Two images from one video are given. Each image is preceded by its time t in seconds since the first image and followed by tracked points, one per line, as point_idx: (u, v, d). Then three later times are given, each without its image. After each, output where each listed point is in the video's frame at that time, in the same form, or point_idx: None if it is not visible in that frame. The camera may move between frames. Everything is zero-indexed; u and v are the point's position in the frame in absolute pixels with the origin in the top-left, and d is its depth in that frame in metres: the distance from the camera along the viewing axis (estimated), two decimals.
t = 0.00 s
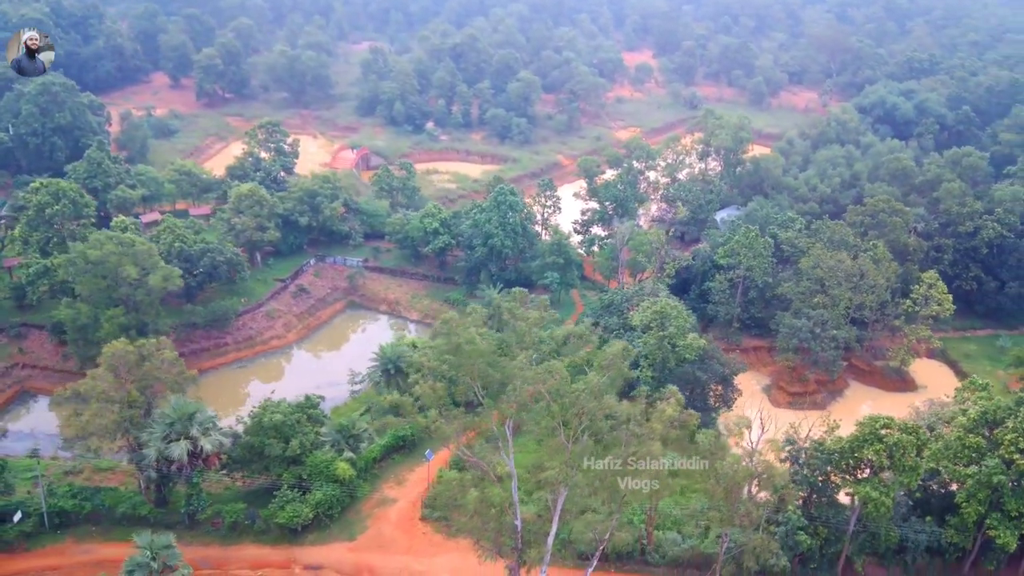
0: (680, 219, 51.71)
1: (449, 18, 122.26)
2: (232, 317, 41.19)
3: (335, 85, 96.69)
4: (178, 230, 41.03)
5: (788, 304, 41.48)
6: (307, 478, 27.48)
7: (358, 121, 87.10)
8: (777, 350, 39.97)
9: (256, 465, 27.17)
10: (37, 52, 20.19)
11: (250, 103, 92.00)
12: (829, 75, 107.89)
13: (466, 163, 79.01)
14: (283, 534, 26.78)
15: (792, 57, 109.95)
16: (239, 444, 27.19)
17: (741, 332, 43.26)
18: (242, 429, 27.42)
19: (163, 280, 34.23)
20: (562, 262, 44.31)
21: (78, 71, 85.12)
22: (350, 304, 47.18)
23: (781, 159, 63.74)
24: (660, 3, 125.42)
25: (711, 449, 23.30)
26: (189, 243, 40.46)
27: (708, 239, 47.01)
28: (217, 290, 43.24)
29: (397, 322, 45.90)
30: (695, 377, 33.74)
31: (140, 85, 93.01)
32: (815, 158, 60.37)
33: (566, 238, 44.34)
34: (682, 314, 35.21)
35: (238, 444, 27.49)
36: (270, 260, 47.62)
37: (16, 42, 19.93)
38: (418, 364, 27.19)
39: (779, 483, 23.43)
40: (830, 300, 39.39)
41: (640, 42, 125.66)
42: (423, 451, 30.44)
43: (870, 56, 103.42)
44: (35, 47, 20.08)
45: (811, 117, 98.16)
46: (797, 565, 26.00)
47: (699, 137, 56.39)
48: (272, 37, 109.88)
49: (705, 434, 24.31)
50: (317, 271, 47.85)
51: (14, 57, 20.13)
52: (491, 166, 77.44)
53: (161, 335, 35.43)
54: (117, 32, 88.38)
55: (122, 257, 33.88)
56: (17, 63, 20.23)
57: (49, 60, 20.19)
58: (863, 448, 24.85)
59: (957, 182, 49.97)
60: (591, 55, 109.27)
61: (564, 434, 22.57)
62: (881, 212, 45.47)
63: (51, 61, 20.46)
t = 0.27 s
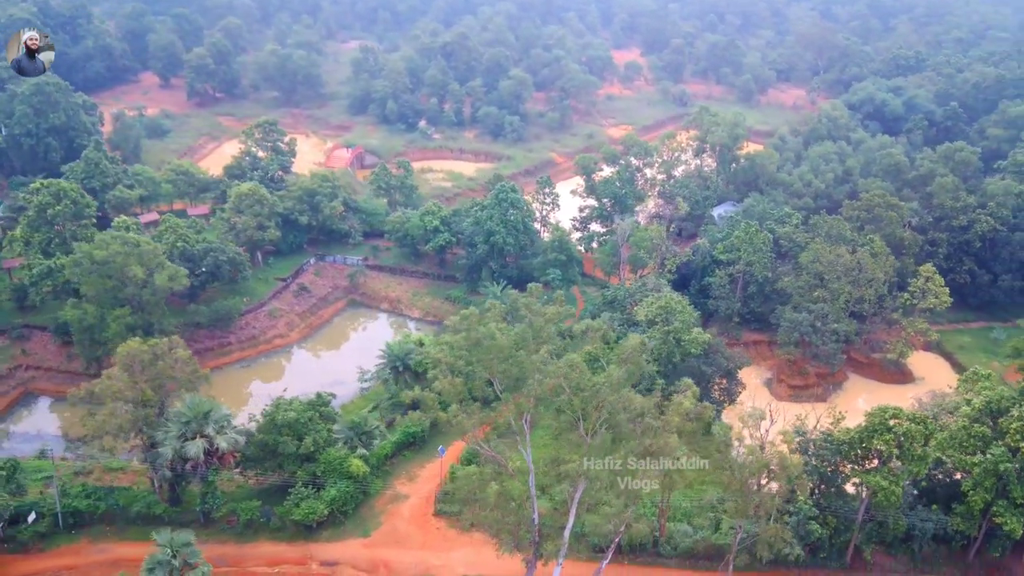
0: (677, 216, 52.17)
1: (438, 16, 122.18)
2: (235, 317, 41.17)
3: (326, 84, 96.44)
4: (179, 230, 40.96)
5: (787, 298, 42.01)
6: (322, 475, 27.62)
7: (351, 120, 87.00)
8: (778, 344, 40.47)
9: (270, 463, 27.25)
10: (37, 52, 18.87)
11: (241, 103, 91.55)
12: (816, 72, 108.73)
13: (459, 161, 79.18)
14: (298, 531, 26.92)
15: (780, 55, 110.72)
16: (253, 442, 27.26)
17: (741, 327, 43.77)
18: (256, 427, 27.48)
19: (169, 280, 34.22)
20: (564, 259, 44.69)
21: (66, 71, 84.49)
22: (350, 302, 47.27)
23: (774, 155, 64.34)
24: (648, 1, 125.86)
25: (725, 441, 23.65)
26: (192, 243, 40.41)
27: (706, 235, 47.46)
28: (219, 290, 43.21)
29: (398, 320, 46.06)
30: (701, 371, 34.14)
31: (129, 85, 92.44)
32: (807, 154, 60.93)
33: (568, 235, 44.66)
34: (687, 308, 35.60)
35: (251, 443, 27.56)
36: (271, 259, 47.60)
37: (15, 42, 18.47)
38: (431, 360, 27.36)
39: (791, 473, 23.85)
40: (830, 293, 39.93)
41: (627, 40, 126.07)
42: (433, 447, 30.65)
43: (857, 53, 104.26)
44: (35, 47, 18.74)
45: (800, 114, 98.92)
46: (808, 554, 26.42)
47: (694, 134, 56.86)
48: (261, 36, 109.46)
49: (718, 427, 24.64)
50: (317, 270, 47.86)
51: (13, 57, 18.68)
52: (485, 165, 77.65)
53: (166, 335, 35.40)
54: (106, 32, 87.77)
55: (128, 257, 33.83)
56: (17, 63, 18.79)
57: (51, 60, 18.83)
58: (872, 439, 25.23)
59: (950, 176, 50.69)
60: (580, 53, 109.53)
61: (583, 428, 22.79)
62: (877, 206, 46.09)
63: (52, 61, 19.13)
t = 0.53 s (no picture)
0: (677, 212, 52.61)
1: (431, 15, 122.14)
2: (242, 316, 41.22)
3: (320, 83, 96.30)
4: (185, 229, 40.97)
5: (789, 293, 42.50)
6: (338, 472, 27.79)
7: (346, 119, 86.99)
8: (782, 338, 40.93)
9: (287, 460, 27.40)
10: (37, 52, 18.50)
11: (236, 103, 91.32)
12: (807, 70, 109.52)
13: (456, 160, 79.40)
14: (316, 527, 27.12)
15: (771, 52, 111.33)
16: (270, 439, 27.40)
17: (743, 322, 44.22)
18: (272, 425, 27.59)
19: (178, 279, 34.28)
20: (568, 256, 44.80)
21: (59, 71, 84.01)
22: (354, 300, 47.40)
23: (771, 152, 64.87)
24: None
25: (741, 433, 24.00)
26: (198, 242, 40.46)
27: (707, 231, 47.88)
28: (224, 289, 43.25)
29: (402, 318, 46.22)
30: (709, 365, 34.54)
31: (122, 85, 92.01)
32: (804, 151, 61.41)
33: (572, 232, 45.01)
34: (694, 304, 35.96)
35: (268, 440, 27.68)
36: (274, 258, 47.65)
37: (15, 42, 18.16)
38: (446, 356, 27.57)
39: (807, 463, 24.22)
40: (833, 288, 40.43)
41: (619, 38, 126.40)
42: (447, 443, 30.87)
43: (848, 50, 105.00)
44: (35, 47, 18.39)
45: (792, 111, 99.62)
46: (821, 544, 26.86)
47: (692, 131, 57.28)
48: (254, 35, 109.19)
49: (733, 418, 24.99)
50: (321, 269, 47.94)
51: (13, 57, 18.35)
52: (482, 163, 77.92)
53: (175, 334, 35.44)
54: (99, 32, 87.34)
55: (137, 256, 33.83)
56: (17, 64, 18.45)
57: (51, 60, 18.49)
58: (884, 430, 25.61)
59: (947, 172, 51.32)
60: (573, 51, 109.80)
61: (603, 421, 23.06)
62: (876, 202, 46.64)
63: (52, 60, 18.76)
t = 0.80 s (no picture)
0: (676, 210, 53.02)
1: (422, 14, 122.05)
2: (247, 316, 41.29)
3: (313, 83, 96.07)
4: (189, 230, 41.02)
5: (789, 289, 43.05)
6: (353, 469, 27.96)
7: (340, 118, 86.93)
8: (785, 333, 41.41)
9: (302, 457, 27.55)
10: (37, 52, 19.48)
11: (229, 103, 91.01)
12: (797, 68, 110.29)
13: (452, 159, 79.53)
14: (331, 524, 27.27)
15: (760, 51, 111.96)
16: (285, 437, 27.53)
17: (744, 318, 44.72)
18: (287, 423, 27.74)
19: (187, 279, 34.43)
20: (570, 254, 45.86)
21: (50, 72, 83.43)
22: (357, 299, 47.46)
23: (765, 149, 65.41)
24: None
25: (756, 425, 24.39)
26: (203, 242, 40.57)
27: (708, 228, 48.29)
28: (228, 289, 43.29)
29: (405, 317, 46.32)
30: (714, 359, 34.96)
31: (114, 86, 91.51)
32: (798, 149, 61.95)
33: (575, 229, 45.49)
34: (699, 300, 36.33)
35: (284, 438, 27.82)
36: (277, 257, 47.73)
37: (16, 42, 19.10)
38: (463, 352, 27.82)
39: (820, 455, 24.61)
40: (834, 283, 40.97)
41: (608, 37, 126.63)
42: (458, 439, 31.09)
43: (837, 48, 105.85)
44: (35, 47, 19.35)
45: (783, 109, 100.32)
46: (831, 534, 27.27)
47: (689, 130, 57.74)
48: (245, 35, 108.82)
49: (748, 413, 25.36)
50: (322, 268, 47.99)
51: (14, 57, 19.29)
52: (478, 162, 78.13)
53: (183, 335, 35.47)
54: (90, 32, 86.75)
55: (146, 257, 33.90)
56: (17, 63, 19.40)
57: (51, 60, 19.44)
58: (894, 421, 26.06)
59: (941, 168, 51.99)
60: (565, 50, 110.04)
61: (621, 414, 23.36)
62: (873, 198, 47.27)
63: (51, 61, 19.72)
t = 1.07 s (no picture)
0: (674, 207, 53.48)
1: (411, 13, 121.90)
2: (251, 316, 41.31)
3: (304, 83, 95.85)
4: (192, 230, 40.98)
5: (789, 285, 43.56)
6: (367, 466, 28.12)
7: (333, 118, 86.83)
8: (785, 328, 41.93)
9: (316, 456, 27.66)
10: (37, 52, 18.63)
11: (220, 103, 90.65)
12: (785, 66, 111.06)
13: (446, 158, 79.69)
14: (346, 521, 27.41)
15: (749, 49, 112.73)
16: (299, 436, 27.64)
17: (744, 313, 45.21)
18: (300, 421, 27.83)
19: (193, 279, 34.45)
20: (572, 251, 45.82)
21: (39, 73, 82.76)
22: (358, 299, 47.55)
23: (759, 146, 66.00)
24: None
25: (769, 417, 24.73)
26: (206, 243, 40.63)
27: (706, 225, 48.72)
28: (230, 290, 43.26)
29: (408, 317, 46.47)
30: (719, 354, 35.38)
31: (104, 87, 90.90)
32: (792, 145, 62.39)
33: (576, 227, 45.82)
34: (702, 296, 36.70)
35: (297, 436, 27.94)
36: (278, 257, 47.74)
37: (15, 41, 18.27)
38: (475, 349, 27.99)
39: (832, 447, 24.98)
40: (834, 278, 41.48)
41: (597, 36, 126.52)
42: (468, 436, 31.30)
43: (825, 46, 106.70)
44: (35, 47, 18.52)
45: (773, 107, 101.07)
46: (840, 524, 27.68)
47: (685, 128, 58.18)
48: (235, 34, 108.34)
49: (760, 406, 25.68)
50: (323, 268, 48.02)
51: (13, 57, 18.40)
52: (473, 161, 78.36)
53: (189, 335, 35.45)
54: (80, 32, 86.11)
55: (153, 257, 33.87)
56: (16, 64, 18.51)
57: (52, 61, 18.65)
58: (901, 413, 26.49)
59: (935, 164, 52.66)
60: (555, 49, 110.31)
61: (638, 409, 23.62)
62: (870, 194, 47.83)
63: (52, 61, 18.89)
